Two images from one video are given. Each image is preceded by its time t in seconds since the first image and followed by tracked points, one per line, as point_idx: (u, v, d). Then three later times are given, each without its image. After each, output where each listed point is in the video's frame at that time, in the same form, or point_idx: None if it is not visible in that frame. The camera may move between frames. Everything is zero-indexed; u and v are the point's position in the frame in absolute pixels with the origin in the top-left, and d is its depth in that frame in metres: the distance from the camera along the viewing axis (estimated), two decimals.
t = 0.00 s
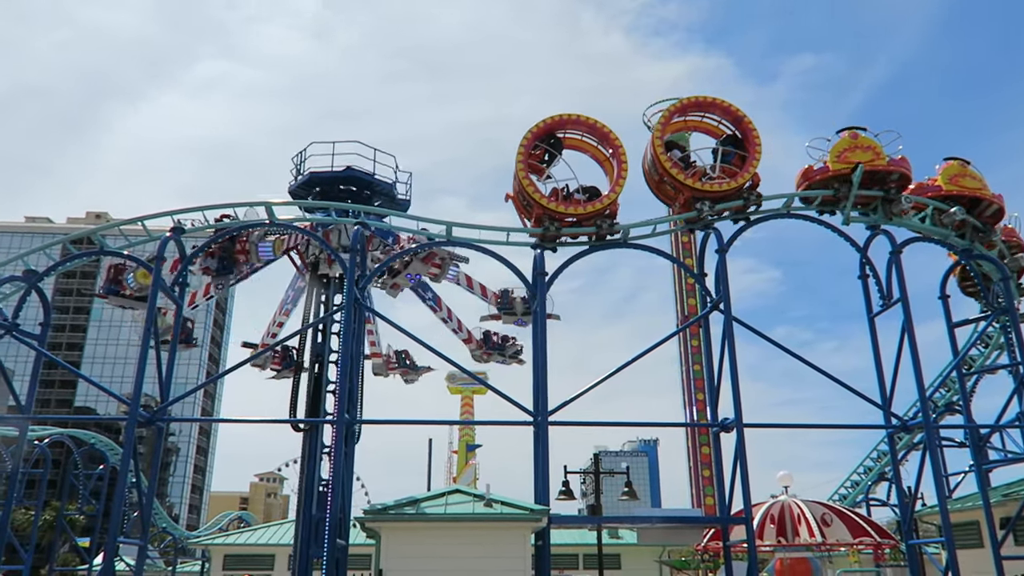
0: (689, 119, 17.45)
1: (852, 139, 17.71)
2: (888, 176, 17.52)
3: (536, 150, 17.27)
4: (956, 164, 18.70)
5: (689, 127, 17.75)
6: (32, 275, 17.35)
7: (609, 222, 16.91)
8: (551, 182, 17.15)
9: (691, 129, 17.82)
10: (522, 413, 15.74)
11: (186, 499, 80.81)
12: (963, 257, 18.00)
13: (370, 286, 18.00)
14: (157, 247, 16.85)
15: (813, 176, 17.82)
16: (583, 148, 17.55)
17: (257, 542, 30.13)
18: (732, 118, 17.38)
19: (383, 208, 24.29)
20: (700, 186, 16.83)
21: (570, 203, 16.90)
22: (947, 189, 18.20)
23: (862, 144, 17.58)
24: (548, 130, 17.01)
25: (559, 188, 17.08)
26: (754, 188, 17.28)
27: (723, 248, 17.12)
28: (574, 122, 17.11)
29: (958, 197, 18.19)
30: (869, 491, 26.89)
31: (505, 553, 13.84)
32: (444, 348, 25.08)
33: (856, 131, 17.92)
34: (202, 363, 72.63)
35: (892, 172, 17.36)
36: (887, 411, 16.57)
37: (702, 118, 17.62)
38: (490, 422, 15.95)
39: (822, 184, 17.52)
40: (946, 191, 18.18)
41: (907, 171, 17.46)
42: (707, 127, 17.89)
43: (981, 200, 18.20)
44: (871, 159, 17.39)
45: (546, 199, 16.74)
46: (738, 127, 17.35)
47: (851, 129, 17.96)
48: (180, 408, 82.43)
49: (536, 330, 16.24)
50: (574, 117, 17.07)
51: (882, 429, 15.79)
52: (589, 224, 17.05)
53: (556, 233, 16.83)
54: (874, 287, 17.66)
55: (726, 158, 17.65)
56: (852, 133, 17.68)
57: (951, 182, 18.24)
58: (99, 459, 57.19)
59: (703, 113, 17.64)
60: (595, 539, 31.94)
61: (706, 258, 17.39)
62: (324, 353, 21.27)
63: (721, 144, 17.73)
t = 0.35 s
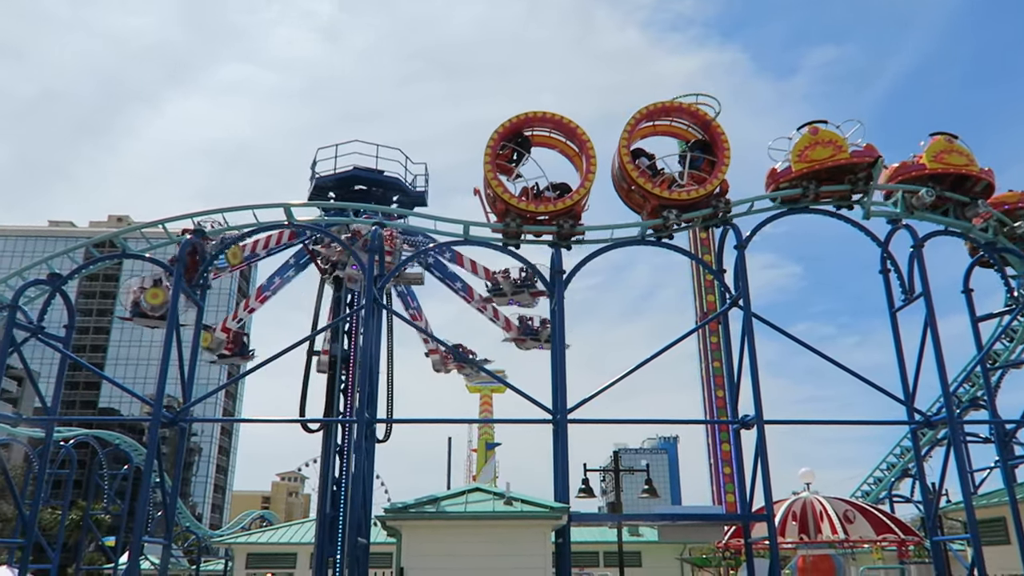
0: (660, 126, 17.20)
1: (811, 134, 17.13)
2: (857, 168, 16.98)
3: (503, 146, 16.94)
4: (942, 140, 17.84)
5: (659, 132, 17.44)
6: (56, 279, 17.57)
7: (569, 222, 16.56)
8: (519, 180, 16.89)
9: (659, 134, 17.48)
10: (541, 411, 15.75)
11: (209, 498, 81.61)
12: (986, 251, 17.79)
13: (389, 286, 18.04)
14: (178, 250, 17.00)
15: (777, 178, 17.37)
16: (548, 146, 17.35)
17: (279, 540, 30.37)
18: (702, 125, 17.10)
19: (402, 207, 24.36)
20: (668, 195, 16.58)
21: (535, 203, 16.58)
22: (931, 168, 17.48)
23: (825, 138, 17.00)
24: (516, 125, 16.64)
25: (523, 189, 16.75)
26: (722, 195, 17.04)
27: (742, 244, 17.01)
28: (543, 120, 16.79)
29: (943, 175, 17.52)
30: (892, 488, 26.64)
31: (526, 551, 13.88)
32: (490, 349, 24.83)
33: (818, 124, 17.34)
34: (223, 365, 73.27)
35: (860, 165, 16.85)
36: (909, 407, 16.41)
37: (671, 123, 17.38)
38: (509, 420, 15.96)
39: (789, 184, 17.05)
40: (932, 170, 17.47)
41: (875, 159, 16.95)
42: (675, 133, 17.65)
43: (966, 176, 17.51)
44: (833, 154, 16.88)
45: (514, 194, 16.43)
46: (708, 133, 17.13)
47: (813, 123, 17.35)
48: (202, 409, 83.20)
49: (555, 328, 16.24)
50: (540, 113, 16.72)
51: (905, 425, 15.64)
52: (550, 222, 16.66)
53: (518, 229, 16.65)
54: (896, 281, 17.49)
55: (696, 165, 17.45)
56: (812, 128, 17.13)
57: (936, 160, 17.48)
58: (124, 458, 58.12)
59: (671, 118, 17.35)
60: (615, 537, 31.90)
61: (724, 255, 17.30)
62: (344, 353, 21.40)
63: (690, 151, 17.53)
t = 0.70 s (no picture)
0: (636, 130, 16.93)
1: (772, 139, 16.55)
2: (822, 168, 16.28)
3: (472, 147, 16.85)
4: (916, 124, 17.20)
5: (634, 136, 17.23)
6: (80, 284, 17.77)
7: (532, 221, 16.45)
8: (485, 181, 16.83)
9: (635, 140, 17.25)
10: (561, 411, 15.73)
11: (232, 499, 82.39)
12: (1011, 246, 17.52)
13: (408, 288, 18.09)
14: (199, 253, 17.10)
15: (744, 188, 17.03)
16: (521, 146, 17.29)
17: (303, 541, 30.62)
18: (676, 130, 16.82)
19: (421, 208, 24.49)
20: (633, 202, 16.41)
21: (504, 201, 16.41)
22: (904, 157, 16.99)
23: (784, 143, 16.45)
24: (484, 124, 16.53)
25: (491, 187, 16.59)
26: (690, 205, 16.85)
27: (762, 242, 16.89)
28: (514, 116, 16.66)
29: (916, 164, 17.00)
30: (918, 487, 26.34)
31: (548, 552, 13.88)
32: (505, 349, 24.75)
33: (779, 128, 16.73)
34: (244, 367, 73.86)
35: (824, 165, 16.09)
36: (934, 405, 16.21)
37: (646, 126, 17.10)
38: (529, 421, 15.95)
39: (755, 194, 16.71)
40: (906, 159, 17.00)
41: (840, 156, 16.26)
42: (654, 137, 17.40)
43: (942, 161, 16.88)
44: (794, 158, 16.28)
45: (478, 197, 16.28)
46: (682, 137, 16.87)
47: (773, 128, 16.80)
48: (225, 411, 83.97)
49: (574, 328, 16.22)
50: (504, 111, 16.55)
51: (930, 424, 15.44)
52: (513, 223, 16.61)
53: (479, 227, 16.50)
54: (919, 278, 17.28)
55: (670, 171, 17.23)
56: (772, 134, 16.49)
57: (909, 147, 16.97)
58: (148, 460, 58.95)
59: (648, 125, 17.09)
60: (637, 537, 31.82)
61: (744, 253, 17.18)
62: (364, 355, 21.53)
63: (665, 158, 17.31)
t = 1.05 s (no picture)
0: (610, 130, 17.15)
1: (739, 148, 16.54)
2: (793, 171, 16.34)
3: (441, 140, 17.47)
4: (888, 115, 16.67)
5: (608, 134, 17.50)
6: (109, 286, 18.07)
7: (497, 214, 17.03)
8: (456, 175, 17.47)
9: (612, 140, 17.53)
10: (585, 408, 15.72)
11: (260, 497, 83.28)
12: None
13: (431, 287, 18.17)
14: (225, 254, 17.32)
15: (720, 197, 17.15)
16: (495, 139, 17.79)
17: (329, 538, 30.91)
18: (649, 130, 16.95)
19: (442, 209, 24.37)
20: (602, 202, 16.52)
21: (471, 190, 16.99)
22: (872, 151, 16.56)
23: (750, 150, 16.54)
24: (454, 118, 17.04)
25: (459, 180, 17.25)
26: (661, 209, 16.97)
27: (786, 236, 16.76)
28: (474, 109, 17.07)
29: (888, 158, 16.54)
30: (948, 483, 25.99)
31: (573, 548, 13.90)
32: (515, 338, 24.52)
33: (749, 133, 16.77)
34: (269, 367, 74.51)
35: (794, 170, 16.25)
36: (964, 400, 15.99)
37: (620, 126, 17.30)
38: (553, 418, 15.96)
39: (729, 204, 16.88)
40: (874, 153, 16.56)
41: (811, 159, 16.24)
42: (631, 136, 17.58)
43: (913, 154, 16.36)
44: (760, 166, 16.42)
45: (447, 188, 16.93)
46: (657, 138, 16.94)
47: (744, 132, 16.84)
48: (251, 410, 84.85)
49: (597, 325, 16.20)
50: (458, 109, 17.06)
51: (960, 419, 15.24)
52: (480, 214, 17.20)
53: (446, 216, 17.19)
54: (947, 271, 17.05)
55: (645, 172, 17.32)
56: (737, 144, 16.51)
57: (876, 141, 16.53)
58: (177, 459, 59.81)
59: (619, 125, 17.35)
60: (662, 534, 31.72)
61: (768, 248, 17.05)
62: (388, 354, 21.65)
63: (642, 160, 17.40)
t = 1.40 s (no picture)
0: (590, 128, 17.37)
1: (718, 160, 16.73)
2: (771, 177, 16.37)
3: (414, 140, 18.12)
4: (862, 114, 16.31)
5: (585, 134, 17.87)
6: (147, 290, 18.43)
7: (474, 206, 17.57)
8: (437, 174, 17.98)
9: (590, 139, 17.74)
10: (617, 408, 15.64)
11: (296, 498, 84.24)
12: None
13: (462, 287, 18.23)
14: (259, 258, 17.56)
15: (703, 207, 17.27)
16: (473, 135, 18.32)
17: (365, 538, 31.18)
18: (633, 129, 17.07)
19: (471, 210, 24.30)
20: (578, 200, 16.72)
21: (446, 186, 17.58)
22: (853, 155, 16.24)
23: (730, 159, 16.67)
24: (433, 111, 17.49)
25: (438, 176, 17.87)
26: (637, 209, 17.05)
27: (820, 231, 16.53)
28: (443, 109, 17.55)
29: (869, 158, 16.24)
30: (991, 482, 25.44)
31: (608, 547, 13.83)
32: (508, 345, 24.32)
33: (729, 143, 16.91)
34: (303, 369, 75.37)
35: (776, 179, 16.32)
36: (1007, 396, 15.62)
37: (601, 124, 17.47)
38: (585, 418, 15.90)
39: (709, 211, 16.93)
40: (854, 158, 16.26)
41: (791, 168, 16.27)
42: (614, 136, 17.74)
43: (895, 152, 16.05)
44: (738, 175, 16.53)
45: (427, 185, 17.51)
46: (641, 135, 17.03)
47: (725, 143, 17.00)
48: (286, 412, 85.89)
49: (629, 323, 16.13)
50: (434, 110, 17.51)
51: (1003, 415, 14.89)
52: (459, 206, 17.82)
53: (425, 212, 17.82)
54: (987, 264, 16.67)
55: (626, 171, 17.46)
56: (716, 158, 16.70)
57: (855, 144, 16.22)
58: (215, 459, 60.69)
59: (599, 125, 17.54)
60: (698, 534, 31.46)
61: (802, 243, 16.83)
62: (420, 354, 21.80)
63: (625, 160, 17.59)
